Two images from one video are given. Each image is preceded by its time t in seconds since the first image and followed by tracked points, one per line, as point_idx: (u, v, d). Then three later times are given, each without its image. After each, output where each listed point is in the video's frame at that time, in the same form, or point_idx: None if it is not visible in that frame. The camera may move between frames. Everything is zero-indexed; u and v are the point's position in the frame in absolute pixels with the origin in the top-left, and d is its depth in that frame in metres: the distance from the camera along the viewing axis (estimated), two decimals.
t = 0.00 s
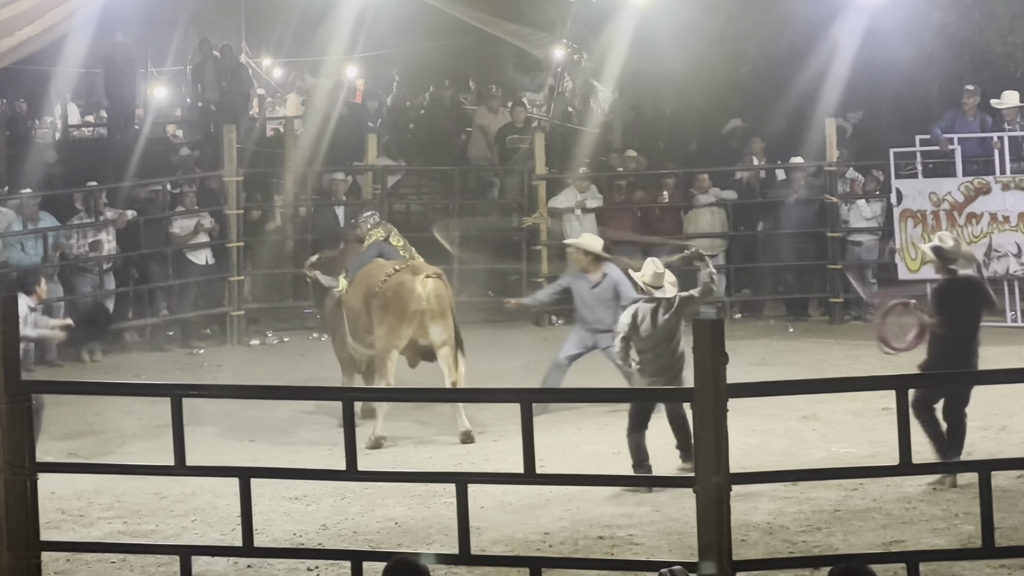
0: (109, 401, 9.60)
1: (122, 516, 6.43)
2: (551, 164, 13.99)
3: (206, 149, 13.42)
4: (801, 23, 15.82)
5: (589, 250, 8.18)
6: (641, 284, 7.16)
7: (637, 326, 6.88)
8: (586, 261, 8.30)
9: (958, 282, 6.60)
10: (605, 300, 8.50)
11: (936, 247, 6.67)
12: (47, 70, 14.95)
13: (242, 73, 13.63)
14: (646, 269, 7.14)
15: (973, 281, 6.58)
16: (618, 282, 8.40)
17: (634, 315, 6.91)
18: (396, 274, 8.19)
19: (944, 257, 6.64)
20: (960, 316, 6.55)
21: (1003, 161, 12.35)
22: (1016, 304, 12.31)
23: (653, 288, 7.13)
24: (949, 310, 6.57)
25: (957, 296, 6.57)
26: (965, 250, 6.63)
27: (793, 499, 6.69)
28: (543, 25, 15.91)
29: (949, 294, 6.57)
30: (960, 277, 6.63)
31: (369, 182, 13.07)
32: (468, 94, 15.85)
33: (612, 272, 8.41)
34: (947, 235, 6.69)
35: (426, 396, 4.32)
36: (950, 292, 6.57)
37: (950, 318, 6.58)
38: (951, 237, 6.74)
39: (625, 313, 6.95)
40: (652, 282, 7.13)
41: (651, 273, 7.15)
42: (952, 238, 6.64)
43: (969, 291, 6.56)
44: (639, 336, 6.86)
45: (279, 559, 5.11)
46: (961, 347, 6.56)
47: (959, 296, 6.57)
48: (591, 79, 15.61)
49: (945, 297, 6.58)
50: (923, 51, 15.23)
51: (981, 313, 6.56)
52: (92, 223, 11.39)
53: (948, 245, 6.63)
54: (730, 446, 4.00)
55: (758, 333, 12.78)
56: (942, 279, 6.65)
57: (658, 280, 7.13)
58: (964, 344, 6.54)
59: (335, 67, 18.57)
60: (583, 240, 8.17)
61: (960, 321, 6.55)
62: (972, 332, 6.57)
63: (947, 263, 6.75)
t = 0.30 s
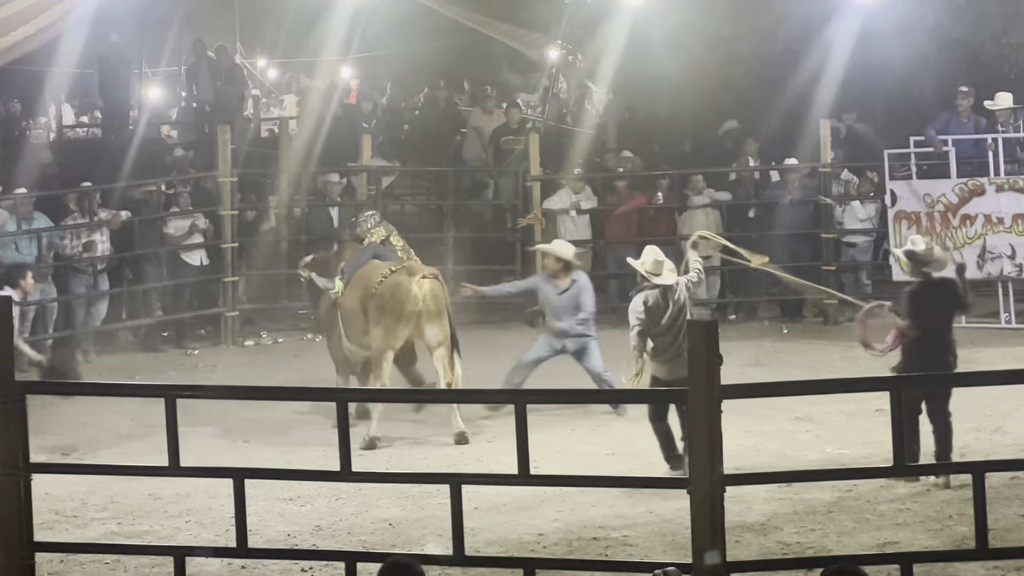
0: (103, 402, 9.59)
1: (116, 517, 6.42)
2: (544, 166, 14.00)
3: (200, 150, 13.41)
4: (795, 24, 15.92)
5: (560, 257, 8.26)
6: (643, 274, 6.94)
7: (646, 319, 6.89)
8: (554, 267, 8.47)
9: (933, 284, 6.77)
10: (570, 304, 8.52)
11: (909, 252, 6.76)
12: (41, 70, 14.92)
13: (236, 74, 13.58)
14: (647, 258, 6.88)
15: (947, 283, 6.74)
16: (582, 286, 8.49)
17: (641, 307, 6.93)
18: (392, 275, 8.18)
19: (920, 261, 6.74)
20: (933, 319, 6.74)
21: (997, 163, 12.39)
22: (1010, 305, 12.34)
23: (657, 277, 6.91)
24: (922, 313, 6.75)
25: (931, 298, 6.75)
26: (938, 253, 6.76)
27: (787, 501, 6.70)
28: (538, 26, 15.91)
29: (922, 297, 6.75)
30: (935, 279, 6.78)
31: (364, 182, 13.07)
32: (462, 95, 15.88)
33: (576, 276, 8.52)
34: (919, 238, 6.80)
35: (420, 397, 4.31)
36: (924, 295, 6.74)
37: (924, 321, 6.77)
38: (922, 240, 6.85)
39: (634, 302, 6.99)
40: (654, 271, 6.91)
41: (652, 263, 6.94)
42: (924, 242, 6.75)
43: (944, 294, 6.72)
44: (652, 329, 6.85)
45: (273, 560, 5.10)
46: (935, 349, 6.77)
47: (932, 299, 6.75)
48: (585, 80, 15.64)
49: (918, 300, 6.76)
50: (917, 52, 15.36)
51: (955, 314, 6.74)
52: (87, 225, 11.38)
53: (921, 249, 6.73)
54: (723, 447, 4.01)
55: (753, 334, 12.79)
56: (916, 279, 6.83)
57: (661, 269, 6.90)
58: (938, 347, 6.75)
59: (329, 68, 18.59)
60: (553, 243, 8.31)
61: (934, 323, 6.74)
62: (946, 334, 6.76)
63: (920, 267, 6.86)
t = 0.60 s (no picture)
0: (99, 403, 9.58)
1: (111, 518, 6.41)
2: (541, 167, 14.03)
3: (196, 150, 13.40)
4: (793, 25, 15.73)
5: (502, 261, 8.60)
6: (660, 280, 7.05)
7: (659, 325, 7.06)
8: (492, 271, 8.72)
9: (909, 284, 7.10)
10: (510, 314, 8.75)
11: (886, 249, 7.14)
12: (37, 71, 14.91)
13: (233, 75, 13.57)
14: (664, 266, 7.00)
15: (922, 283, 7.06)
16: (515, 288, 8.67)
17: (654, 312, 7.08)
18: (387, 276, 8.18)
19: (897, 259, 7.10)
20: (909, 318, 7.04)
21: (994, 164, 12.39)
22: (1006, 306, 12.36)
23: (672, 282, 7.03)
24: (897, 312, 7.07)
25: (906, 297, 7.07)
26: (916, 253, 7.07)
27: (783, 502, 6.70)
28: (534, 27, 15.88)
29: (898, 295, 7.08)
30: (912, 279, 7.12)
31: (360, 183, 13.01)
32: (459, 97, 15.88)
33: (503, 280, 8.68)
34: (899, 238, 7.14)
35: (415, 399, 4.31)
36: (900, 297, 7.06)
37: (900, 322, 7.07)
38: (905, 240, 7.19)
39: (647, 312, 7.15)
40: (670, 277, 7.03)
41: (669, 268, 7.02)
42: (903, 242, 7.09)
43: (920, 294, 7.04)
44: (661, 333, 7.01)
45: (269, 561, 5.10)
46: (912, 350, 7.06)
47: (908, 298, 7.07)
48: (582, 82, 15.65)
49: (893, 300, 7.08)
50: (914, 53, 15.38)
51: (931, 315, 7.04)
52: (82, 226, 11.36)
53: (899, 247, 7.08)
54: (719, 448, 4.01)
55: (749, 336, 12.79)
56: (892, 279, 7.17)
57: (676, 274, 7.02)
58: (914, 346, 7.05)
59: (326, 69, 18.61)
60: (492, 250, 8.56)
61: (907, 323, 7.04)
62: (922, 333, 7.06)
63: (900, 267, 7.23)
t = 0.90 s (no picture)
0: (99, 402, 9.59)
1: (112, 518, 6.42)
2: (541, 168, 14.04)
3: (196, 150, 13.42)
4: (793, 27, 15.74)
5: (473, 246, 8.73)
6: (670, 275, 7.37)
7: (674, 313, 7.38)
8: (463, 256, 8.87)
9: (902, 284, 7.13)
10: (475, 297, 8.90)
11: (880, 251, 7.26)
12: (37, 72, 14.92)
13: (233, 75, 13.58)
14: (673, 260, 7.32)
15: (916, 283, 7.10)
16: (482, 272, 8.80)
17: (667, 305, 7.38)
18: (385, 276, 8.19)
19: (889, 261, 7.22)
20: (903, 318, 7.07)
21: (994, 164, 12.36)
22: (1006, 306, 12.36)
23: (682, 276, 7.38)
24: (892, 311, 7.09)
25: (900, 296, 7.10)
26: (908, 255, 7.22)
27: (782, 502, 6.70)
28: (534, 27, 15.85)
29: (891, 295, 7.11)
30: (905, 279, 7.15)
31: (360, 183, 13.01)
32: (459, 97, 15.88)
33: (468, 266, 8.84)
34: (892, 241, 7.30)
35: (414, 398, 4.32)
36: (892, 298, 7.09)
37: (892, 323, 7.08)
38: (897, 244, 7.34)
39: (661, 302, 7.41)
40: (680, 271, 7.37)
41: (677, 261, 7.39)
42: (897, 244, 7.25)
43: (912, 295, 7.07)
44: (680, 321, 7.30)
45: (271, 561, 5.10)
46: (904, 351, 7.08)
47: (902, 297, 7.10)
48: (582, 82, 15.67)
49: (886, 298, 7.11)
50: (914, 54, 15.40)
51: (926, 316, 7.06)
52: (83, 225, 11.37)
53: (892, 250, 7.23)
54: (719, 447, 4.02)
55: (749, 336, 12.79)
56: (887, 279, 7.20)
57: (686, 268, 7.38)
58: (908, 345, 7.06)
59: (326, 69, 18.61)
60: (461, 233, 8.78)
61: (901, 322, 7.06)
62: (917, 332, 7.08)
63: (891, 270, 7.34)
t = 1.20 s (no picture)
0: (103, 402, 9.59)
1: (116, 517, 6.42)
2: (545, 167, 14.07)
3: (201, 149, 13.45)
4: (797, 26, 15.67)
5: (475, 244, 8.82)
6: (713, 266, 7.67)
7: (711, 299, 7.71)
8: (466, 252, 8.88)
9: (898, 284, 7.13)
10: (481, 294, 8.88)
11: (882, 248, 7.19)
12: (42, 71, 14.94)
13: (237, 74, 13.59)
14: (718, 252, 7.62)
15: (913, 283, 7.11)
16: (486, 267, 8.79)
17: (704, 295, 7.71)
18: (389, 275, 8.17)
19: (890, 258, 7.15)
20: (899, 318, 7.08)
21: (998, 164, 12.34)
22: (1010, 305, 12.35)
23: (724, 269, 7.68)
24: (889, 310, 7.09)
25: (896, 294, 7.10)
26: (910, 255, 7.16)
27: (786, 502, 6.69)
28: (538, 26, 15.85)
29: (888, 295, 7.11)
30: (900, 279, 7.15)
31: (363, 182, 13.01)
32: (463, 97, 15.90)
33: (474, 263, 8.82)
34: (895, 238, 7.22)
35: (418, 398, 4.31)
36: (888, 299, 7.10)
37: (890, 323, 7.10)
38: (899, 242, 7.28)
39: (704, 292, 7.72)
40: (723, 265, 7.67)
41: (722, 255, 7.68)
42: (899, 242, 7.18)
43: (907, 295, 7.08)
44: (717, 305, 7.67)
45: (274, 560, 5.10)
46: (902, 350, 7.08)
47: (899, 297, 7.10)
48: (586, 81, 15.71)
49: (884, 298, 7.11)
50: (917, 54, 15.42)
51: (923, 315, 7.07)
52: (88, 224, 11.38)
53: (894, 247, 7.16)
54: (722, 449, 4.01)
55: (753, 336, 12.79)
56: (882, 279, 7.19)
57: (730, 262, 7.66)
58: (905, 345, 7.07)
59: (330, 69, 18.63)
60: (462, 232, 8.80)
61: (900, 320, 7.07)
62: (914, 332, 7.09)
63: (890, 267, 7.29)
